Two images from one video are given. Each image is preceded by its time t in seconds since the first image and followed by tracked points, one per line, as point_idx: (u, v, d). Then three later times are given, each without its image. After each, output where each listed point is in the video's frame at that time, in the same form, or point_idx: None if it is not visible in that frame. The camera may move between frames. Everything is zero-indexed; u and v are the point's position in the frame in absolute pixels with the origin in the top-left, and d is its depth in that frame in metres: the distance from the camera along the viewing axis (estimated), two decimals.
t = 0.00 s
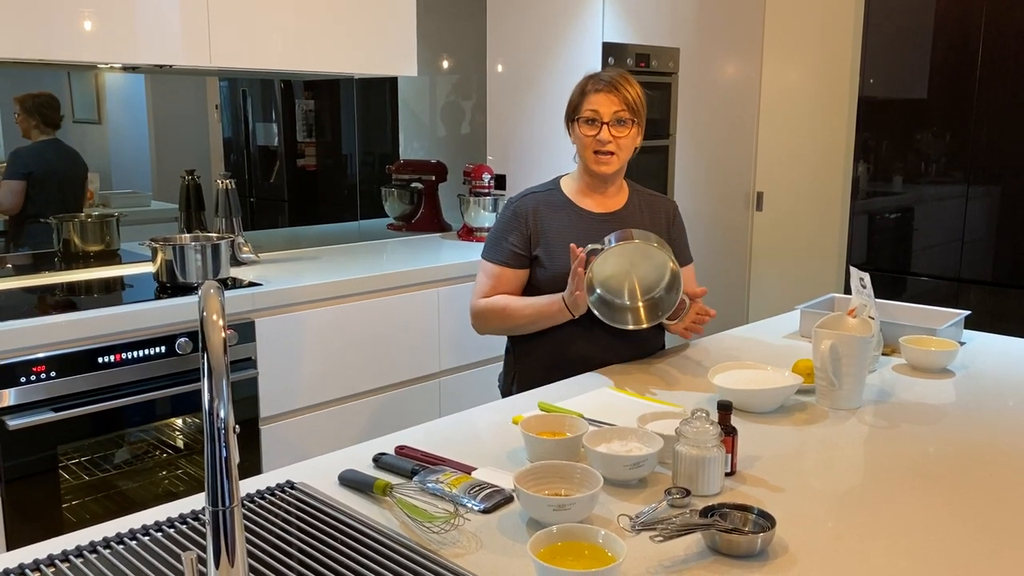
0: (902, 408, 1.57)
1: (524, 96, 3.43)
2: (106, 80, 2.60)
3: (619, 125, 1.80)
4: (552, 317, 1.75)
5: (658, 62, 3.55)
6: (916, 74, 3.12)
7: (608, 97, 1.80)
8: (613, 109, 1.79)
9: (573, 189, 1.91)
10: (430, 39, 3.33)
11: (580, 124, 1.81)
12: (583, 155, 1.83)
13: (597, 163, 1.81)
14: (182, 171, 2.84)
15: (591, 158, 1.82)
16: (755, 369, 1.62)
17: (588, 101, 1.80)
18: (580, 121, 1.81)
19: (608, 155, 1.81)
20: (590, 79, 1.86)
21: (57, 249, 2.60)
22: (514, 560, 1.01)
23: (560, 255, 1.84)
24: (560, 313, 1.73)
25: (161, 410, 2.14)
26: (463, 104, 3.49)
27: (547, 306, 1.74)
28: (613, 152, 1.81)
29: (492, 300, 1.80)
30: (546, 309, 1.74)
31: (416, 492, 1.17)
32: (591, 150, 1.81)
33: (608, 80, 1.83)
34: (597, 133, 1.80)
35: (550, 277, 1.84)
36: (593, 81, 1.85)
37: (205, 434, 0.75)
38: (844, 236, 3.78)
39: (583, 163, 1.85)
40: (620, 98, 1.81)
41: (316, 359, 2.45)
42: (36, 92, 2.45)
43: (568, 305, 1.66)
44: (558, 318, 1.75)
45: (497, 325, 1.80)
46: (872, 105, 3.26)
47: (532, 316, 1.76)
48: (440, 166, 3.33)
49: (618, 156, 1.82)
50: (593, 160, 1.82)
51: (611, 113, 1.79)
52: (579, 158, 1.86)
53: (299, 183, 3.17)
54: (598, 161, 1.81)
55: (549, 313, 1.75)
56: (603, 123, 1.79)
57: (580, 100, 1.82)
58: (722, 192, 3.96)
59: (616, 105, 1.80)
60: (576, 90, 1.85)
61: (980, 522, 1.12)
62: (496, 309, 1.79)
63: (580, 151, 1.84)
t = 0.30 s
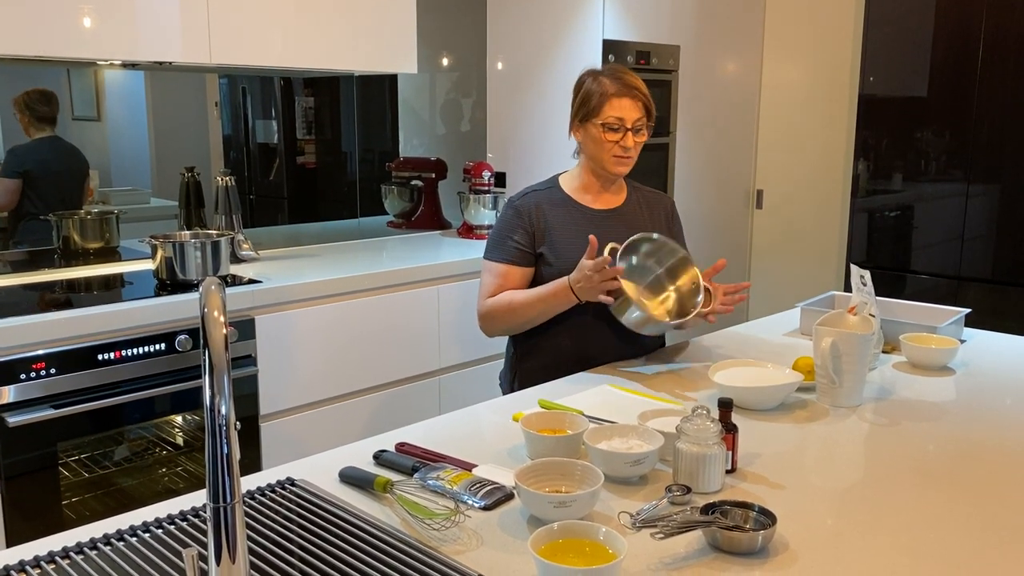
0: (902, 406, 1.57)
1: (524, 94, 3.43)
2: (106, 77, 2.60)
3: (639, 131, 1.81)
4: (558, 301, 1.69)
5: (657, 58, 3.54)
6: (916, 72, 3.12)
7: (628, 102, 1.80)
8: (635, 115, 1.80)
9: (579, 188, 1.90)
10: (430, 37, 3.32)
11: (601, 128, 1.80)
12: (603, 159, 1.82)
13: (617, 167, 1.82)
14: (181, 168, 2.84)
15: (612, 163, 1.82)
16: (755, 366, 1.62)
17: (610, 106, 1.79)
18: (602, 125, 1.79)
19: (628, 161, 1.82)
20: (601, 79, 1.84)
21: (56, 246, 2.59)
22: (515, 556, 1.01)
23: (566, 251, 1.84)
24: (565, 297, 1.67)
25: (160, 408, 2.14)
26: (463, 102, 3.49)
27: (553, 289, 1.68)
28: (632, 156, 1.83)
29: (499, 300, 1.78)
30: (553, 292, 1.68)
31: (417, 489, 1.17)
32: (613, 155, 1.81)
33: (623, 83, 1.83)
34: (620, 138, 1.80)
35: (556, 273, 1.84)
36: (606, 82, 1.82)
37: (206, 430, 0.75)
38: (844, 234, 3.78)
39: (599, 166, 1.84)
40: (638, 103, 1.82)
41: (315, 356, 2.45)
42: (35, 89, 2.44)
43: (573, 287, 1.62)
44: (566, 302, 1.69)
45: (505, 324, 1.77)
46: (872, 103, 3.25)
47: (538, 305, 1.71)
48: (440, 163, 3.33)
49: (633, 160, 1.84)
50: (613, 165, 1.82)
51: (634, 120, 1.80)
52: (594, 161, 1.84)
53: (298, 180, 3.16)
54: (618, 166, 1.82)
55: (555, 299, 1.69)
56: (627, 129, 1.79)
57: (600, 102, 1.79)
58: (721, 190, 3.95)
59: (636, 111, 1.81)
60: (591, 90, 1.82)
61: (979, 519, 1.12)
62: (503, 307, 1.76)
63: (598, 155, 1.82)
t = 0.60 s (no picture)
0: (901, 404, 1.57)
1: (524, 92, 3.44)
2: (104, 75, 2.60)
3: (646, 133, 1.82)
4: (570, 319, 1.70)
5: (657, 58, 3.52)
6: (916, 71, 3.12)
7: (636, 105, 1.81)
8: (642, 118, 1.81)
9: (581, 187, 1.90)
10: (430, 36, 3.32)
11: (609, 131, 1.80)
12: (610, 161, 1.83)
13: (624, 170, 1.83)
14: (180, 167, 2.84)
15: (617, 165, 1.83)
16: (755, 364, 1.62)
17: (618, 108, 1.79)
18: (610, 128, 1.79)
19: (633, 163, 1.83)
20: (608, 79, 1.83)
21: (55, 244, 2.60)
22: (516, 554, 1.01)
23: (570, 251, 1.84)
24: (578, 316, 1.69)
25: (160, 406, 2.14)
26: (463, 100, 3.49)
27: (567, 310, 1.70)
28: (638, 159, 1.84)
29: (507, 303, 1.78)
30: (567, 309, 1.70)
31: (417, 487, 1.17)
32: (621, 158, 1.81)
33: (630, 84, 1.82)
34: (628, 141, 1.80)
35: (561, 273, 1.84)
36: (614, 83, 1.82)
37: (207, 428, 0.75)
38: (843, 232, 3.78)
39: (605, 167, 1.85)
40: (645, 105, 1.82)
41: (315, 355, 2.45)
42: (32, 87, 2.44)
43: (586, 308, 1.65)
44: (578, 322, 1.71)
45: (513, 328, 1.77)
46: (872, 101, 3.25)
47: (548, 321, 1.72)
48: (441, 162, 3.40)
49: (638, 162, 1.85)
50: (620, 168, 1.83)
51: (642, 123, 1.81)
52: (600, 162, 1.85)
53: (297, 178, 3.16)
54: (625, 168, 1.83)
55: (566, 316, 1.70)
56: (635, 132, 1.80)
57: (609, 105, 1.79)
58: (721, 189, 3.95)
59: (643, 113, 1.82)
60: (599, 91, 1.81)
61: (979, 517, 1.12)
62: (512, 313, 1.76)
63: (604, 156, 1.83)
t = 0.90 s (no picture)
0: (900, 403, 1.57)
1: (522, 92, 3.44)
2: (103, 75, 2.60)
3: (644, 133, 1.83)
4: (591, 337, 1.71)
5: (657, 57, 3.62)
6: (915, 70, 3.12)
7: (634, 106, 1.81)
8: (640, 118, 1.81)
9: (580, 187, 1.91)
10: (429, 36, 3.32)
11: (608, 132, 1.80)
12: (608, 162, 1.83)
13: (622, 170, 1.84)
14: (179, 167, 2.84)
15: (616, 166, 1.83)
16: (753, 363, 1.62)
17: (617, 109, 1.79)
18: (608, 128, 1.80)
19: (631, 164, 1.84)
20: (606, 79, 1.83)
21: (54, 245, 2.60)
22: (515, 553, 1.01)
23: (577, 251, 1.85)
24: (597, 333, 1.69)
25: (159, 406, 2.14)
26: (462, 100, 3.49)
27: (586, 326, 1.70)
28: (637, 160, 1.84)
29: (524, 311, 1.77)
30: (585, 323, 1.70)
31: (416, 486, 1.17)
32: (619, 158, 1.82)
33: (628, 84, 1.82)
34: (626, 142, 1.81)
35: (569, 273, 1.84)
36: (613, 84, 1.82)
37: (207, 428, 0.75)
38: (842, 231, 3.78)
39: (604, 167, 1.86)
40: (643, 105, 1.82)
41: (314, 355, 2.45)
42: (28, 87, 2.44)
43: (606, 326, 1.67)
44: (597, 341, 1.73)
45: (531, 336, 1.77)
46: (871, 100, 3.26)
47: (568, 333, 1.73)
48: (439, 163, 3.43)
49: (637, 163, 1.86)
50: (618, 169, 1.84)
51: (640, 124, 1.81)
52: (599, 162, 1.86)
53: (296, 178, 3.16)
54: (623, 169, 1.84)
55: (585, 330, 1.71)
56: (633, 133, 1.80)
57: (607, 105, 1.79)
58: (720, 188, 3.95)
59: (641, 113, 1.82)
60: (597, 91, 1.81)
61: (977, 515, 1.13)
62: (529, 321, 1.76)
63: (603, 156, 1.83)
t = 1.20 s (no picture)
0: (899, 403, 1.58)
1: (522, 92, 3.45)
2: (102, 77, 2.60)
3: (643, 135, 1.82)
4: (605, 345, 1.70)
5: (655, 58, 3.61)
6: (914, 69, 3.12)
7: (634, 107, 1.81)
8: (639, 120, 1.81)
9: (580, 188, 1.91)
10: (428, 37, 3.33)
11: (606, 133, 1.81)
12: (607, 164, 1.83)
13: (621, 172, 1.84)
14: (179, 168, 2.84)
15: (615, 167, 1.83)
16: (754, 363, 1.62)
17: (616, 111, 1.79)
18: (606, 130, 1.80)
19: (631, 166, 1.83)
20: (606, 80, 1.83)
21: (53, 247, 2.60)
22: (514, 553, 1.01)
23: (583, 253, 1.85)
24: (614, 342, 1.68)
25: (159, 407, 2.14)
26: (461, 101, 3.49)
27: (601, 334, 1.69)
28: (636, 161, 1.84)
29: (535, 315, 1.76)
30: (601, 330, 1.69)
31: (415, 487, 1.17)
32: (618, 160, 1.82)
33: (628, 85, 1.82)
34: (624, 143, 1.81)
35: (575, 275, 1.84)
36: (612, 85, 1.82)
37: (205, 430, 0.75)
38: (842, 231, 3.78)
39: (603, 169, 1.86)
40: (643, 107, 1.82)
41: (313, 355, 2.45)
42: (26, 89, 2.44)
43: (622, 335, 1.65)
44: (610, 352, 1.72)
45: (544, 341, 1.75)
46: (870, 100, 3.26)
47: (582, 340, 1.71)
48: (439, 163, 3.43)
49: (636, 164, 1.85)
50: (616, 170, 1.84)
51: (639, 125, 1.81)
52: (598, 164, 1.86)
53: (296, 179, 3.16)
54: (622, 171, 1.84)
55: (600, 338, 1.69)
56: (632, 134, 1.80)
57: (606, 107, 1.80)
58: (719, 188, 3.95)
59: (641, 115, 1.81)
60: (596, 92, 1.81)
61: (977, 515, 1.13)
62: (540, 325, 1.74)
63: (602, 158, 1.84)
